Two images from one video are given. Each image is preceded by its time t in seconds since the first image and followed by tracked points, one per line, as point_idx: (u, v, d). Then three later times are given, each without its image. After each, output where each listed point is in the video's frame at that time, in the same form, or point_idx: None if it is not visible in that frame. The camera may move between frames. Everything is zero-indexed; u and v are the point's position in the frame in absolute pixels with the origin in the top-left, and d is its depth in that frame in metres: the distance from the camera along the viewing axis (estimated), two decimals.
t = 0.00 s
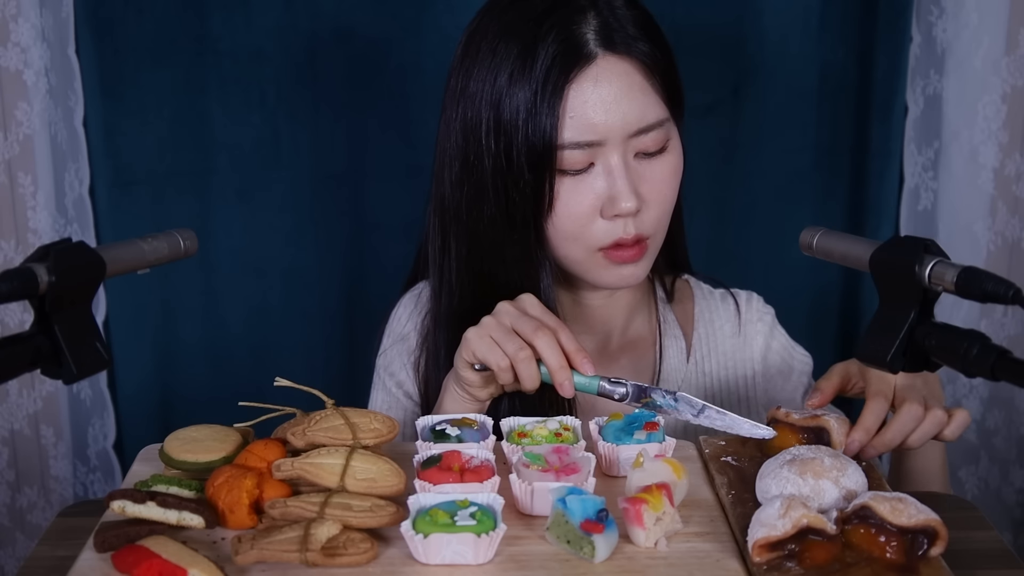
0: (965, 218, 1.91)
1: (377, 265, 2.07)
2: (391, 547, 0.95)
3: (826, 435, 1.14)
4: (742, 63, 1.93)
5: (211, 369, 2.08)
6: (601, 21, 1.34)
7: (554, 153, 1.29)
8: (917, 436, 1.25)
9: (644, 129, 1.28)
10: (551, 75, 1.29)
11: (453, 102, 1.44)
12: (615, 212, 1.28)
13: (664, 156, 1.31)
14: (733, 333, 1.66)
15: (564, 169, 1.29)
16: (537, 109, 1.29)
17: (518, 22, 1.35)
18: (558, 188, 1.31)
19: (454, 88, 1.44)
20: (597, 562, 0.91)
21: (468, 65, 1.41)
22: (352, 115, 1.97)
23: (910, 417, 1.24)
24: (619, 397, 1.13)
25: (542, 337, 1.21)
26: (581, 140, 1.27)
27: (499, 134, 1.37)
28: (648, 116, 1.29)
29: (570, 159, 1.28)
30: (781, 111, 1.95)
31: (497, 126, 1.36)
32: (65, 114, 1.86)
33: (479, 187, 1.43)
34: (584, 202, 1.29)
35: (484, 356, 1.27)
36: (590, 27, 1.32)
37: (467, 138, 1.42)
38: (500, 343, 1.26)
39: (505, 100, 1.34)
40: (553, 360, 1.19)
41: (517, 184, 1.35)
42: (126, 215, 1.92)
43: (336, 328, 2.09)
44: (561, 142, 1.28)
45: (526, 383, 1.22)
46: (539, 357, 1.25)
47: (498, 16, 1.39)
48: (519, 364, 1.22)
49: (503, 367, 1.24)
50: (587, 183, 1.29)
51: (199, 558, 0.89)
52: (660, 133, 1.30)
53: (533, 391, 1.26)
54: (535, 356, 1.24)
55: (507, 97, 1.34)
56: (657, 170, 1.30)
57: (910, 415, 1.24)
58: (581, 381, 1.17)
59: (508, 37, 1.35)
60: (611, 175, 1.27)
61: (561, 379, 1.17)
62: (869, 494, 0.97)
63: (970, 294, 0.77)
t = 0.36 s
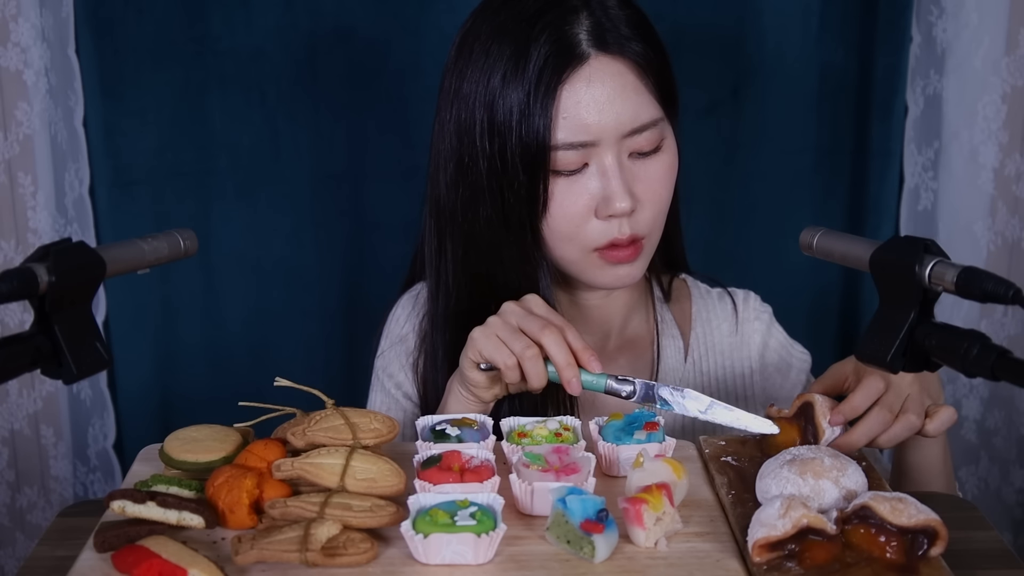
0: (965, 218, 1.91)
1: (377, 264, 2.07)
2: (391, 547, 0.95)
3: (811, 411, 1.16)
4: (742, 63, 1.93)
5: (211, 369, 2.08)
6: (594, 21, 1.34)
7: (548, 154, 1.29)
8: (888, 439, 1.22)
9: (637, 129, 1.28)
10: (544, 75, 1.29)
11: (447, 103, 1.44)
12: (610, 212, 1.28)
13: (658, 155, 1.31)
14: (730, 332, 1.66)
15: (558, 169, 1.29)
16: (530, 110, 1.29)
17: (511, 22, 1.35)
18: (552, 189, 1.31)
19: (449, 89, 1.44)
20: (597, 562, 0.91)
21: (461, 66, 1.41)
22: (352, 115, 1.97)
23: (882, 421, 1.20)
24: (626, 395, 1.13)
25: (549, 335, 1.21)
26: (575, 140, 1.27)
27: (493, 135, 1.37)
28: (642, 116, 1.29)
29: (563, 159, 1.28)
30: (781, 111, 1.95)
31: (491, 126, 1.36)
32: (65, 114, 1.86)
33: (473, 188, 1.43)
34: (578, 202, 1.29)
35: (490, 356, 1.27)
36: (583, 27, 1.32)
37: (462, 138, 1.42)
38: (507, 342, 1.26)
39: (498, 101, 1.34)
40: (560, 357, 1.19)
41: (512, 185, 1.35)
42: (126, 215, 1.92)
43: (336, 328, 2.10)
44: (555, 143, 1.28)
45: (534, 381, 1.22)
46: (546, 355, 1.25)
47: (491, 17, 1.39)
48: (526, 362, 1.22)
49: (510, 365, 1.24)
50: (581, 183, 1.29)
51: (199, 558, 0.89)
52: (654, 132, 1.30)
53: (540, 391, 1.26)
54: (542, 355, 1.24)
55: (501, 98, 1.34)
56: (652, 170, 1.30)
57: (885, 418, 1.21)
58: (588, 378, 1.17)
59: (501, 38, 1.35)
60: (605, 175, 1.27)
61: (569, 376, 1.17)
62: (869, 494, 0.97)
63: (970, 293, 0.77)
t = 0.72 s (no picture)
0: (965, 218, 1.92)
1: (377, 264, 2.07)
2: (391, 547, 0.95)
3: (822, 390, 1.16)
4: (742, 63, 1.93)
5: (211, 369, 2.08)
6: (589, 21, 1.33)
7: (544, 155, 1.29)
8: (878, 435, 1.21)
9: (633, 129, 1.28)
10: (539, 76, 1.29)
11: (443, 105, 1.44)
12: (606, 212, 1.28)
13: (655, 155, 1.31)
14: (729, 332, 1.66)
15: (554, 170, 1.29)
16: (526, 111, 1.29)
17: (506, 23, 1.35)
18: (548, 189, 1.31)
19: (444, 91, 1.44)
20: (597, 563, 0.91)
21: (457, 67, 1.41)
22: (352, 115, 1.96)
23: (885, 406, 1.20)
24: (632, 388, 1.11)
25: (553, 331, 1.22)
26: (571, 141, 1.27)
27: (490, 138, 1.37)
28: (638, 116, 1.28)
29: (560, 160, 1.28)
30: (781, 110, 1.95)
31: (487, 129, 1.36)
32: (65, 114, 1.86)
33: (470, 190, 1.43)
34: (575, 203, 1.29)
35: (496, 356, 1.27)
36: (578, 27, 1.32)
37: (457, 140, 1.42)
38: (511, 340, 1.26)
39: (494, 102, 1.34)
40: (565, 353, 1.19)
41: (509, 186, 1.35)
42: (126, 216, 1.92)
43: (336, 328, 2.10)
44: (551, 143, 1.28)
45: (540, 378, 1.22)
46: (551, 352, 1.25)
47: (486, 19, 1.39)
48: (531, 359, 1.22)
49: (515, 363, 1.24)
50: (577, 184, 1.29)
51: (199, 558, 0.89)
52: (650, 132, 1.30)
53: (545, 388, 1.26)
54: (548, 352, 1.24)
55: (496, 100, 1.34)
56: (649, 170, 1.30)
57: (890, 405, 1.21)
58: (593, 373, 1.16)
59: (496, 39, 1.35)
60: (602, 175, 1.27)
61: (574, 371, 1.17)
62: (869, 494, 0.97)
63: (970, 294, 0.77)
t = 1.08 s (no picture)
0: (965, 218, 1.92)
1: (377, 264, 2.07)
2: (391, 547, 0.95)
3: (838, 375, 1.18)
4: (742, 63, 1.93)
5: (211, 369, 2.08)
6: (587, 20, 1.33)
7: (542, 153, 1.29)
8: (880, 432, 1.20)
9: (632, 127, 1.28)
10: (537, 74, 1.29)
11: (442, 104, 1.44)
12: (605, 210, 1.28)
13: (654, 153, 1.31)
14: (730, 334, 1.66)
15: (553, 168, 1.29)
16: (524, 109, 1.29)
17: (505, 22, 1.35)
18: (547, 187, 1.31)
19: (444, 90, 1.44)
20: (597, 562, 0.91)
21: (456, 66, 1.41)
22: (352, 115, 1.96)
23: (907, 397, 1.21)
24: (634, 379, 1.11)
25: (553, 324, 1.21)
26: (569, 139, 1.27)
27: (489, 136, 1.37)
28: (636, 114, 1.28)
29: (558, 158, 1.28)
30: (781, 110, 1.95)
31: (486, 127, 1.36)
32: (65, 114, 1.86)
33: (469, 189, 1.43)
34: (574, 201, 1.29)
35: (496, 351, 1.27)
36: (576, 25, 1.32)
37: (456, 138, 1.42)
38: (511, 335, 1.26)
39: (493, 101, 1.34)
40: (565, 346, 1.19)
41: (508, 184, 1.35)
42: (126, 216, 1.92)
43: (336, 328, 2.10)
44: (549, 141, 1.28)
45: (541, 371, 1.22)
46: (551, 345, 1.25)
47: (484, 18, 1.39)
48: (532, 352, 1.22)
49: (515, 357, 1.25)
50: (576, 182, 1.29)
51: (199, 558, 0.89)
52: (649, 130, 1.29)
53: (546, 382, 1.26)
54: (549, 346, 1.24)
55: (495, 99, 1.34)
56: (648, 168, 1.30)
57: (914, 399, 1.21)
58: (597, 366, 1.16)
59: (494, 38, 1.35)
60: (600, 173, 1.27)
61: (576, 364, 1.17)
62: (869, 494, 0.97)
63: (970, 294, 0.77)
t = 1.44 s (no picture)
0: (965, 218, 1.92)
1: (377, 264, 2.07)
2: (391, 547, 0.95)
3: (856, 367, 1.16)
4: (742, 63, 1.93)
5: (210, 369, 2.08)
6: (590, 17, 1.33)
7: (544, 149, 1.29)
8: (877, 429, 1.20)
9: (634, 123, 1.28)
10: (540, 71, 1.29)
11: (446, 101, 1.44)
12: (607, 207, 1.28)
13: (656, 150, 1.31)
14: (731, 336, 1.67)
15: (555, 164, 1.29)
16: (526, 105, 1.29)
17: (508, 19, 1.35)
18: (549, 183, 1.31)
19: (446, 87, 1.44)
20: (597, 562, 0.91)
21: (458, 64, 1.41)
22: (352, 114, 1.96)
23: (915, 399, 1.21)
24: (625, 364, 1.14)
25: (541, 313, 1.22)
26: (571, 134, 1.27)
27: (491, 133, 1.37)
28: (639, 110, 1.29)
29: (560, 153, 1.28)
30: (781, 111, 1.95)
31: (488, 125, 1.36)
32: (65, 114, 1.86)
33: (470, 186, 1.43)
34: (576, 197, 1.29)
35: (489, 347, 1.27)
36: (579, 22, 1.32)
37: (458, 135, 1.42)
38: (500, 329, 1.27)
39: (495, 98, 1.34)
40: (554, 335, 1.20)
41: (509, 181, 1.35)
42: (126, 216, 1.92)
43: (336, 328, 2.10)
44: (551, 137, 1.28)
45: (531, 362, 1.22)
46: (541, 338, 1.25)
47: (487, 17, 1.39)
48: (521, 343, 1.23)
49: (506, 350, 1.25)
50: (578, 178, 1.29)
51: (199, 558, 0.89)
52: (652, 127, 1.30)
53: (539, 375, 1.26)
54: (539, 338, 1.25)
55: (497, 96, 1.34)
56: (650, 165, 1.30)
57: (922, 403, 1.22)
58: (586, 353, 1.18)
59: (496, 36, 1.35)
60: (603, 169, 1.27)
61: (566, 352, 1.18)
62: (869, 494, 0.97)
63: (970, 293, 0.77)
